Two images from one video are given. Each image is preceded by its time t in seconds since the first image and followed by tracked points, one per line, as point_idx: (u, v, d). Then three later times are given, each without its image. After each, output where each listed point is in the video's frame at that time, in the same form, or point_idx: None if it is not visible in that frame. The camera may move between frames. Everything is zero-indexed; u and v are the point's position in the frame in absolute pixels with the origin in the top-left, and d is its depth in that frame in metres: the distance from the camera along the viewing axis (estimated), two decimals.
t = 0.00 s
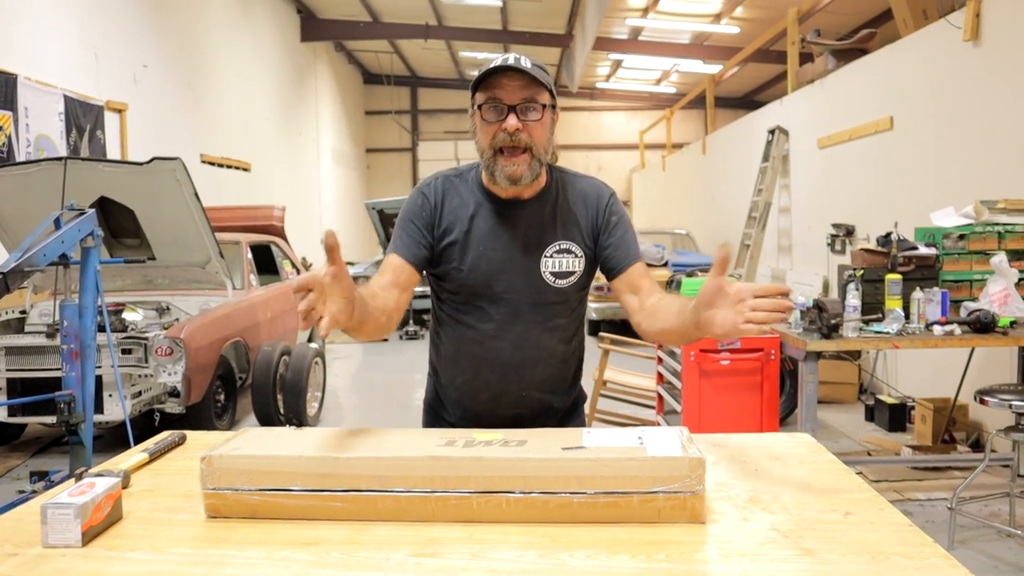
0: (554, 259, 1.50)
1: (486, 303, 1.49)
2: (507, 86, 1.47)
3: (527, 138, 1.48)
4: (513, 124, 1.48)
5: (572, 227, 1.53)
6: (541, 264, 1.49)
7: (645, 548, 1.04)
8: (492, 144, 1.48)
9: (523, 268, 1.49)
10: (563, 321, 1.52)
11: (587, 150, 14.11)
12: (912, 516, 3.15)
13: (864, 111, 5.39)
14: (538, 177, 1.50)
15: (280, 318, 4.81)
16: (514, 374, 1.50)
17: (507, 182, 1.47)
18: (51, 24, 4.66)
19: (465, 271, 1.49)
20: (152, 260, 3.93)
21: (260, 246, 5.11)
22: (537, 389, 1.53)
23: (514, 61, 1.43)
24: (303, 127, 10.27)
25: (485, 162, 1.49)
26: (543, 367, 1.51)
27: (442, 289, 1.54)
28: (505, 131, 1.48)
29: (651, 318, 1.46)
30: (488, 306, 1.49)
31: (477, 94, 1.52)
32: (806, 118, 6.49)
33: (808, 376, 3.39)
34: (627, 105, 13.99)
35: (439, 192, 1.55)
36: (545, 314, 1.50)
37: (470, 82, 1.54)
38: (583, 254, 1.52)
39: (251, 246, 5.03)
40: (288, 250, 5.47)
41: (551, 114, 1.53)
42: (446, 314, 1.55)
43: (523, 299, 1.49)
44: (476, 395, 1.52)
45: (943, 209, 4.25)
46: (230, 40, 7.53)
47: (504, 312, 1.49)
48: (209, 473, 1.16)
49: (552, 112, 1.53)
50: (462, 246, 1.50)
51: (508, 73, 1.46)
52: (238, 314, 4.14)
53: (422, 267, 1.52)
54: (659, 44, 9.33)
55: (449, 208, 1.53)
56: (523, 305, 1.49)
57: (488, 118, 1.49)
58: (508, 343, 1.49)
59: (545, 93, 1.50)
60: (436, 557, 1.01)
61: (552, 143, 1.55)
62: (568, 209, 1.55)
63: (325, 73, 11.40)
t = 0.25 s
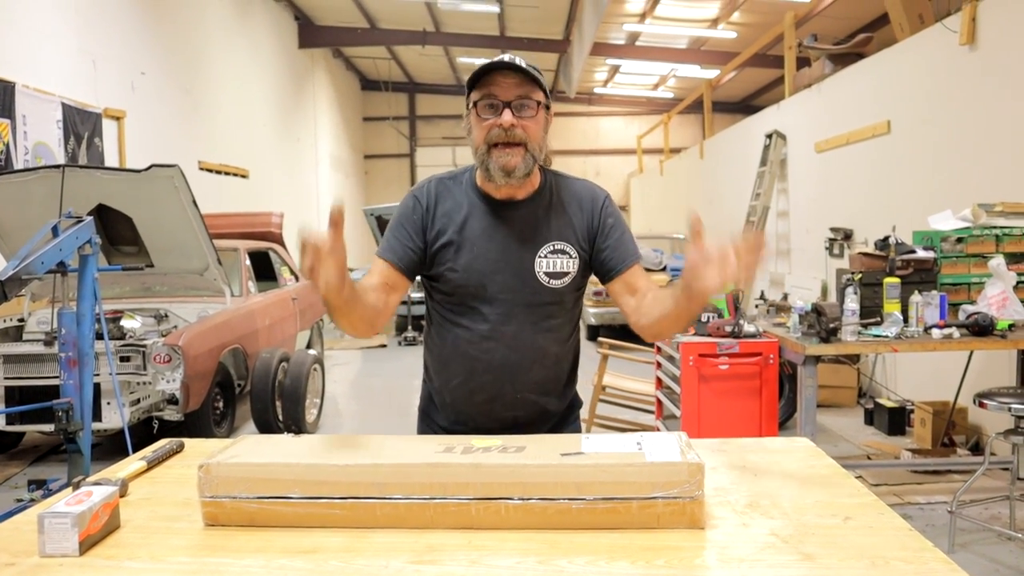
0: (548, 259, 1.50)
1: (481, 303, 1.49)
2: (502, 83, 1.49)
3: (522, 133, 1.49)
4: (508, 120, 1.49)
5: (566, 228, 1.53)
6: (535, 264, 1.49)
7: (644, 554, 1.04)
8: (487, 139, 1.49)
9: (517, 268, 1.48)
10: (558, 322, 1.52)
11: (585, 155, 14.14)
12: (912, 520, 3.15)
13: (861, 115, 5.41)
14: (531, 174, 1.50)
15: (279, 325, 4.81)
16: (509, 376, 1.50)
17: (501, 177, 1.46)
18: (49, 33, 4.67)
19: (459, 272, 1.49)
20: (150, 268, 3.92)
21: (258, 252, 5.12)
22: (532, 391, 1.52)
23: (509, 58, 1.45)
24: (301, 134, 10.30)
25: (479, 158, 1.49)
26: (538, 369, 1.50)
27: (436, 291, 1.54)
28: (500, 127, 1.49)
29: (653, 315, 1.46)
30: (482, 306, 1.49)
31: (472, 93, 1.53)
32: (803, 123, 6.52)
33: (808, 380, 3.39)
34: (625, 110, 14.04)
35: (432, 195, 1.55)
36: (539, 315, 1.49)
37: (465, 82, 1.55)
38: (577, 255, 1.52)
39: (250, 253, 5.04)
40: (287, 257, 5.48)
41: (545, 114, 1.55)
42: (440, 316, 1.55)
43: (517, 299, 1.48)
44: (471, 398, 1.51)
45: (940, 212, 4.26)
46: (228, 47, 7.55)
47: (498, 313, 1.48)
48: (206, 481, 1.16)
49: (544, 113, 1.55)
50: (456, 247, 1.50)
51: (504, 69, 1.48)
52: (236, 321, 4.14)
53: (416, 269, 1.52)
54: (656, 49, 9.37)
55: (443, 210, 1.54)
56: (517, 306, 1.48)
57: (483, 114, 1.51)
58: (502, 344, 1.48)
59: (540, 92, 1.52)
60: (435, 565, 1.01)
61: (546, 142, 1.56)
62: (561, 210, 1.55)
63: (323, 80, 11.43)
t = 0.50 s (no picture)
0: (544, 248, 1.50)
1: (477, 291, 1.49)
2: (496, 87, 1.46)
3: (516, 137, 1.47)
4: (503, 124, 1.47)
5: (561, 217, 1.54)
6: (530, 252, 1.49)
7: (643, 557, 1.04)
8: (482, 142, 1.48)
9: (512, 256, 1.49)
10: (555, 311, 1.52)
11: (584, 158, 14.16)
12: (911, 523, 3.15)
13: (860, 118, 5.42)
14: (527, 171, 1.51)
15: (277, 327, 4.80)
16: (505, 366, 1.49)
17: (497, 177, 1.49)
18: (47, 35, 4.67)
19: (455, 260, 1.50)
20: (148, 270, 3.92)
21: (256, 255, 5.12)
22: (529, 383, 1.50)
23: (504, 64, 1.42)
24: (300, 136, 10.30)
25: (476, 159, 1.50)
26: (535, 358, 1.50)
27: (433, 281, 1.55)
28: (494, 131, 1.47)
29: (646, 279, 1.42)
30: (478, 295, 1.49)
31: (466, 94, 1.50)
32: (801, 126, 6.52)
33: (807, 383, 3.39)
34: (624, 113, 14.05)
35: (429, 186, 1.57)
36: (535, 303, 1.49)
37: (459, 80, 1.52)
38: (573, 244, 1.52)
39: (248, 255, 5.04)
40: (285, 259, 5.48)
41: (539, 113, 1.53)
42: (437, 306, 1.55)
43: (513, 286, 1.49)
44: (467, 389, 1.50)
45: (939, 215, 4.27)
46: (227, 49, 7.56)
47: (494, 300, 1.48)
48: (205, 484, 1.15)
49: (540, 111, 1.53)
50: (452, 236, 1.51)
51: (496, 73, 1.45)
52: (234, 322, 4.13)
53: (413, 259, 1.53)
54: (655, 52, 9.38)
55: (439, 200, 1.55)
56: (513, 293, 1.49)
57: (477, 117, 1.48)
58: (498, 331, 1.48)
59: (534, 92, 1.49)
60: (433, 568, 1.01)
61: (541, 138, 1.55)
62: (557, 200, 1.56)
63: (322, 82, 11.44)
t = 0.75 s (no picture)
0: (540, 249, 1.50)
1: (474, 292, 1.49)
2: (493, 83, 1.49)
3: (512, 132, 1.49)
4: (499, 119, 1.49)
5: (558, 218, 1.53)
6: (527, 254, 1.49)
7: (643, 559, 1.03)
8: (479, 138, 1.50)
9: (509, 257, 1.49)
10: (551, 312, 1.52)
11: (583, 160, 14.17)
12: (910, 525, 3.15)
13: (858, 120, 5.43)
14: (523, 169, 1.51)
15: (276, 330, 4.80)
16: (502, 367, 1.49)
17: (494, 173, 1.48)
18: (47, 37, 4.68)
19: (452, 262, 1.50)
20: (147, 272, 3.92)
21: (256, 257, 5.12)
22: (526, 384, 1.50)
23: (500, 59, 1.45)
24: (299, 138, 10.31)
25: (473, 155, 1.51)
26: (531, 360, 1.50)
27: (431, 283, 1.55)
28: (491, 127, 1.49)
29: (640, 294, 1.45)
30: (475, 296, 1.49)
31: (465, 92, 1.54)
32: (800, 128, 6.53)
33: (807, 385, 3.39)
34: (623, 115, 14.07)
35: (427, 188, 1.57)
36: (531, 303, 1.49)
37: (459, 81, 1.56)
38: (569, 245, 1.52)
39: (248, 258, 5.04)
40: (284, 261, 5.48)
41: (536, 112, 1.55)
42: (435, 308, 1.55)
43: (509, 287, 1.49)
44: (465, 390, 1.50)
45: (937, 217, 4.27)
46: (226, 52, 7.57)
47: (491, 301, 1.48)
48: (204, 486, 1.15)
49: (537, 111, 1.55)
50: (449, 238, 1.51)
51: (494, 69, 1.49)
52: (233, 325, 4.12)
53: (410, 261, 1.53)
54: (654, 55, 9.39)
55: (437, 202, 1.55)
56: (510, 294, 1.49)
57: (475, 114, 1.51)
58: (495, 332, 1.48)
59: (530, 91, 1.52)
60: (432, 570, 1.00)
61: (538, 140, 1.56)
62: (554, 200, 1.56)
63: (321, 85, 11.45)
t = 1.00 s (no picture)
0: (540, 253, 1.50)
1: (473, 296, 1.50)
2: (493, 86, 1.49)
3: (512, 135, 1.49)
4: (499, 122, 1.49)
5: (558, 222, 1.54)
6: (527, 258, 1.50)
7: (643, 561, 1.03)
8: (478, 141, 1.49)
9: (508, 261, 1.49)
10: (551, 316, 1.52)
11: (582, 162, 14.19)
12: (909, 526, 3.15)
13: (856, 122, 5.45)
14: (522, 173, 1.51)
15: (275, 332, 4.79)
16: (501, 371, 1.49)
17: (493, 177, 1.48)
18: (45, 41, 4.68)
19: (452, 266, 1.50)
20: (145, 275, 3.92)
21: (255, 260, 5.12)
22: (526, 387, 1.50)
23: (500, 61, 1.46)
24: (297, 141, 10.31)
25: (472, 158, 1.50)
26: (531, 363, 1.50)
27: (431, 287, 1.55)
28: (490, 129, 1.49)
29: (632, 308, 1.45)
30: (474, 300, 1.49)
31: (464, 96, 1.54)
32: (798, 129, 6.54)
33: (806, 386, 3.39)
34: (621, 117, 14.09)
35: (426, 194, 1.57)
36: (531, 308, 1.49)
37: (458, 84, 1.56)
38: (568, 249, 1.53)
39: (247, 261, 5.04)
40: (283, 264, 5.48)
41: (535, 116, 1.55)
42: (435, 312, 1.55)
43: (509, 292, 1.49)
44: (464, 394, 1.50)
45: (936, 218, 4.28)
46: (224, 55, 7.58)
47: (490, 305, 1.49)
48: (203, 489, 1.15)
49: (536, 114, 1.56)
50: (449, 242, 1.51)
51: (494, 72, 1.49)
52: (233, 328, 4.12)
53: (410, 266, 1.53)
54: (652, 56, 9.41)
55: (437, 207, 1.55)
56: (509, 298, 1.49)
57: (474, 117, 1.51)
58: (495, 336, 1.48)
59: (530, 94, 1.52)
60: (432, 572, 1.00)
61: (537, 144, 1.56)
62: (553, 206, 1.56)
63: (319, 87, 11.46)
